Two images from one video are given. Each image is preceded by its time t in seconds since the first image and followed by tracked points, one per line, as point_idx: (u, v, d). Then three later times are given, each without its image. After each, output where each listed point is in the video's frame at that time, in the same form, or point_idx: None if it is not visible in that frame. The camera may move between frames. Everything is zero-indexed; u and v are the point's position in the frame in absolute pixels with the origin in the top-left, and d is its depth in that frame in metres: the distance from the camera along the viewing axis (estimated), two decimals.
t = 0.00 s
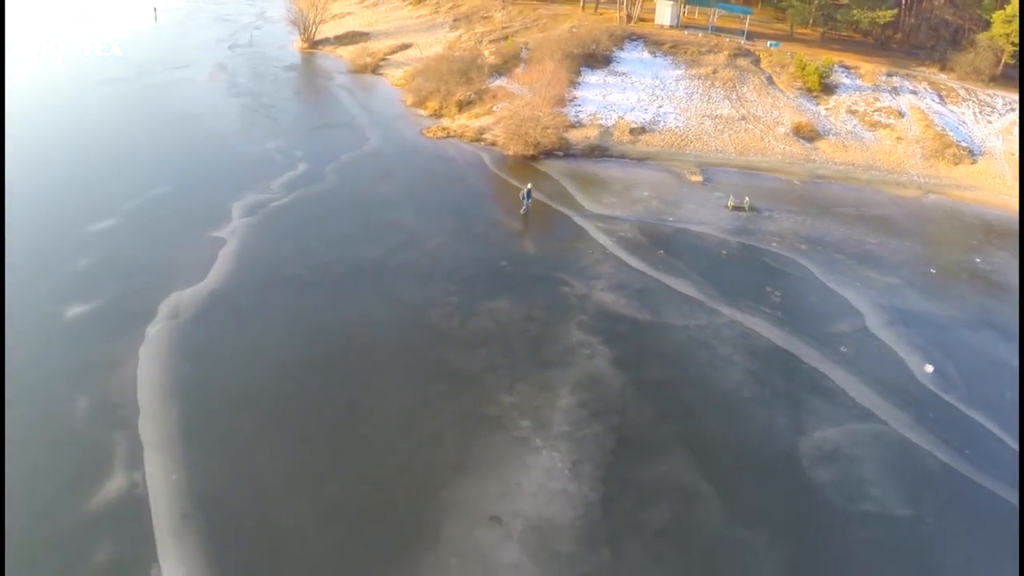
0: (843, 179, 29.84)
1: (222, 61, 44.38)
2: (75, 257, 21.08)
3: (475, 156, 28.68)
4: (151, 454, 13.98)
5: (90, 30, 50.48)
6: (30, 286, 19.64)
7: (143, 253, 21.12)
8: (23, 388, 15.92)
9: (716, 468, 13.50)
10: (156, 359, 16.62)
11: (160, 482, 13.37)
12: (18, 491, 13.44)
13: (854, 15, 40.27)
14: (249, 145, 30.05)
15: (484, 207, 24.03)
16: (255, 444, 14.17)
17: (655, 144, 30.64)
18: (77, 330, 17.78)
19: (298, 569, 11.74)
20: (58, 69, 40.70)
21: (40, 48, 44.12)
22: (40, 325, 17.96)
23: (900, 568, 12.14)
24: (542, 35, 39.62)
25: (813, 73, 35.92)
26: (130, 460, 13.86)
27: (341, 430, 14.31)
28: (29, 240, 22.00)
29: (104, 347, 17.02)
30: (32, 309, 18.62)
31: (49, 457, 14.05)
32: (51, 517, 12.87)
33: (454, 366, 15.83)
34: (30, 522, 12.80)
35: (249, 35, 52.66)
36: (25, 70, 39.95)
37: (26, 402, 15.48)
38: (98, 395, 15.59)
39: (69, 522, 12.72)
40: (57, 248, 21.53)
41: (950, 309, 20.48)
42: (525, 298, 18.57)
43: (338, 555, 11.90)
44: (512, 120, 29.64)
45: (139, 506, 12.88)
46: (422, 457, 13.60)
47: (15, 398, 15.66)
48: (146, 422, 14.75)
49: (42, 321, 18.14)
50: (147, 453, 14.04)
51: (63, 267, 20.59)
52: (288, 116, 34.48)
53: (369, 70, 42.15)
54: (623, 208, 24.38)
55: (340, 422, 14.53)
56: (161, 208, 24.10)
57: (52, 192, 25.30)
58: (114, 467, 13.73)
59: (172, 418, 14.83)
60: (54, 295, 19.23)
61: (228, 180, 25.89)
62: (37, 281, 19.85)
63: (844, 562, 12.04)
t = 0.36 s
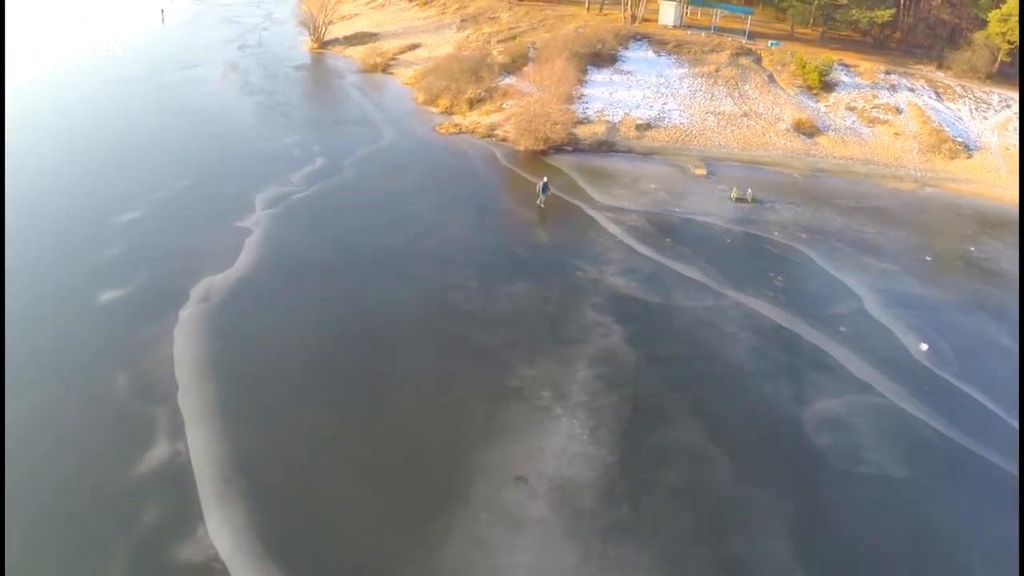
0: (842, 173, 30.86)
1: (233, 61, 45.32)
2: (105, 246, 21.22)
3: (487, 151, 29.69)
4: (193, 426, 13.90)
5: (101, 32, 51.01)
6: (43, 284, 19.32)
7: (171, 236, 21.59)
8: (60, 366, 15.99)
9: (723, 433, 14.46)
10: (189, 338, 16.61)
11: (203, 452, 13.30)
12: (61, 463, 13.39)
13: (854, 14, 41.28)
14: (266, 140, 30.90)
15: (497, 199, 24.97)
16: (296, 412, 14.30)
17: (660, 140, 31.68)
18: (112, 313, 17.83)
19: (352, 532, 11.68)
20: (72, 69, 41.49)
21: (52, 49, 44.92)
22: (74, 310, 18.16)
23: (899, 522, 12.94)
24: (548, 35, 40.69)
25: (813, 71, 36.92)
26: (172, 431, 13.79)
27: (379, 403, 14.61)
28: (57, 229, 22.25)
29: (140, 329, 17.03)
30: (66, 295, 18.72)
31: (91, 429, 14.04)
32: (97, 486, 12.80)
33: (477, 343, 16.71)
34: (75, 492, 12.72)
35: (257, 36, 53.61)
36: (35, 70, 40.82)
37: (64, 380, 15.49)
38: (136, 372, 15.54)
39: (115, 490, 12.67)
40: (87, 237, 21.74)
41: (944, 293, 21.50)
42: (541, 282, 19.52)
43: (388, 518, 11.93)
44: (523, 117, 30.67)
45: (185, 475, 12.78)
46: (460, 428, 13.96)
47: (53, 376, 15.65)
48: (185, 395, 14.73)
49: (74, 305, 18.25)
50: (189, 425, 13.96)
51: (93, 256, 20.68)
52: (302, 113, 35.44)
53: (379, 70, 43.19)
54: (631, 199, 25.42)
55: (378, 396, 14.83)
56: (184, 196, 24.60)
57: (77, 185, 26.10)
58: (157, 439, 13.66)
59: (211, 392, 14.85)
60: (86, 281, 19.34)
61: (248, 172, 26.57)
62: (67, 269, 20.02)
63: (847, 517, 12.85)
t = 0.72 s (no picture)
0: (828, 164, 32.04)
1: (231, 64, 46.09)
2: (124, 239, 22.09)
3: (487, 147, 30.66)
4: (223, 399, 14.68)
5: (98, 35, 51.61)
6: (58, 280, 19.80)
7: (186, 230, 22.43)
8: (89, 349, 16.76)
9: (720, 398, 15.47)
10: (212, 320, 17.40)
11: (233, 421, 14.07)
12: (98, 437, 14.02)
13: (839, 12, 42.51)
14: (271, 139, 31.73)
15: (499, 191, 25.93)
16: (318, 387, 15.17)
17: (652, 135, 32.76)
18: (137, 300, 18.64)
19: (380, 490, 12.53)
20: (73, 72, 42.06)
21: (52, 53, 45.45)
22: (98, 298, 18.92)
23: (885, 475, 13.97)
24: (542, 35, 41.75)
25: (799, 67, 38.11)
26: (202, 405, 14.50)
27: (396, 377, 15.54)
28: (77, 224, 23.04)
29: (165, 314, 17.83)
30: (90, 284, 19.49)
31: (126, 406, 14.75)
32: (136, 456, 13.53)
33: (487, 321, 17.69)
34: (114, 463, 13.35)
35: (253, 40, 54.37)
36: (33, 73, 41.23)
37: (96, 362, 16.27)
38: (163, 353, 16.30)
39: (152, 460, 13.31)
40: (106, 231, 22.53)
41: (927, 273, 22.64)
42: (545, 266, 20.49)
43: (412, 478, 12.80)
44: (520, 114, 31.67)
45: (218, 442, 13.53)
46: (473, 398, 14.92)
47: (86, 358, 16.44)
48: (212, 372, 15.53)
49: (98, 294, 19.03)
50: (218, 398, 14.75)
51: (114, 248, 21.56)
52: (303, 113, 36.30)
53: (376, 71, 44.11)
54: (627, 190, 26.46)
55: (395, 371, 15.75)
56: (195, 193, 25.46)
57: (89, 183, 26.82)
58: (188, 411, 14.39)
59: (236, 368, 15.68)
60: (109, 271, 20.17)
61: (257, 170, 27.45)
62: (91, 259, 20.85)
63: (838, 471, 13.86)
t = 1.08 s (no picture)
0: (809, 156, 33.38)
1: (225, 69, 46.93)
2: (136, 234, 23.04)
3: (480, 144, 31.73)
4: (244, 375, 15.66)
5: (90, 40, 52.21)
6: (76, 274, 20.65)
7: (195, 225, 23.32)
8: (113, 334, 17.65)
9: (710, 366, 16.59)
10: (227, 306, 18.38)
11: (255, 394, 15.03)
12: (128, 414, 14.89)
13: (817, 10, 43.91)
14: (270, 139, 32.66)
15: (494, 184, 27.00)
16: (333, 363, 16.18)
17: (639, 130, 33.97)
18: (155, 289, 19.60)
19: (396, 451, 13.56)
20: (70, 78, 42.73)
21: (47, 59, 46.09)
22: (116, 288, 19.81)
23: (865, 431, 15.12)
24: (530, 36, 42.87)
25: (779, 64, 39.45)
26: (226, 381, 15.46)
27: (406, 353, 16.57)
28: (90, 221, 23.91)
29: (183, 301, 18.78)
30: (108, 276, 20.41)
31: (152, 386, 15.65)
32: (166, 425, 14.43)
33: (490, 301, 18.75)
34: (145, 435, 14.23)
35: (245, 44, 55.18)
36: (24, 79, 41.63)
37: (120, 345, 17.16)
38: (183, 336, 17.22)
39: (183, 429, 14.26)
40: (119, 227, 23.45)
41: (903, 254, 23.91)
42: (542, 252, 21.56)
43: (425, 440, 13.85)
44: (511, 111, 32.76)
45: (243, 412, 14.50)
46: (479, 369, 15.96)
47: (111, 342, 17.34)
48: (232, 351, 16.51)
49: (116, 285, 19.95)
50: (240, 374, 15.73)
51: (127, 242, 22.52)
52: (299, 114, 37.22)
53: (368, 73, 45.09)
54: (616, 181, 27.62)
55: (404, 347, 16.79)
56: (201, 191, 26.32)
57: (97, 182, 27.63)
58: (213, 386, 15.33)
59: (255, 347, 16.67)
60: (125, 263, 21.11)
61: (260, 169, 28.38)
62: (107, 254, 21.78)
63: (819, 427, 15.00)
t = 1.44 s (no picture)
0: (794, 148, 34.66)
1: (224, 72, 47.86)
2: (151, 227, 23.95)
3: (478, 140, 32.84)
4: (267, 353, 16.74)
5: (88, 45, 52.94)
6: (96, 265, 21.60)
7: (207, 218, 24.29)
8: (138, 318, 18.63)
9: (702, 338, 17.76)
10: (246, 291, 19.45)
11: (278, 370, 16.12)
12: (158, 389, 15.91)
13: (801, 8, 45.21)
14: (273, 138, 33.66)
15: (494, 177, 28.12)
16: (349, 340, 17.26)
17: (630, 125, 35.17)
18: (175, 278, 20.55)
19: (412, 415, 14.69)
20: (72, 83, 43.55)
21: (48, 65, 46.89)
22: (137, 277, 20.77)
23: (847, 394, 16.29)
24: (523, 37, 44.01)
25: (765, 61, 40.61)
26: (250, 359, 16.52)
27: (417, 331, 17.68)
28: (107, 217, 24.79)
29: (203, 288, 19.79)
30: (127, 267, 21.37)
31: (180, 363, 16.69)
32: (197, 398, 15.49)
33: (494, 283, 19.86)
34: (177, 407, 15.26)
35: (241, 48, 56.09)
36: (24, 85, 42.35)
37: (147, 329, 18.14)
38: (206, 320, 18.21)
39: (213, 401, 15.33)
40: (133, 222, 24.35)
41: (885, 237, 25.14)
42: (541, 238, 22.70)
43: (439, 406, 14.98)
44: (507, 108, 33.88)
45: (268, 385, 15.59)
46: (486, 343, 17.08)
47: (137, 326, 18.30)
48: (253, 332, 17.59)
49: (136, 274, 20.86)
50: (263, 352, 16.82)
51: (143, 235, 23.47)
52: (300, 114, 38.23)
53: (365, 74, 46.14)
54: (609, 173, 28.80)
55: (415, 326, 17.90)
56: (210, 187, 27.29)
57: (108, 180, 28.53)
58: (238, 363, 16.40)
59: (274, 328, 17.74)
60: (143, 253, 22.01)
61: (266, 166, 29.38)
62: (125, 247, 22.69)
63: (804, 390, 16.19)
